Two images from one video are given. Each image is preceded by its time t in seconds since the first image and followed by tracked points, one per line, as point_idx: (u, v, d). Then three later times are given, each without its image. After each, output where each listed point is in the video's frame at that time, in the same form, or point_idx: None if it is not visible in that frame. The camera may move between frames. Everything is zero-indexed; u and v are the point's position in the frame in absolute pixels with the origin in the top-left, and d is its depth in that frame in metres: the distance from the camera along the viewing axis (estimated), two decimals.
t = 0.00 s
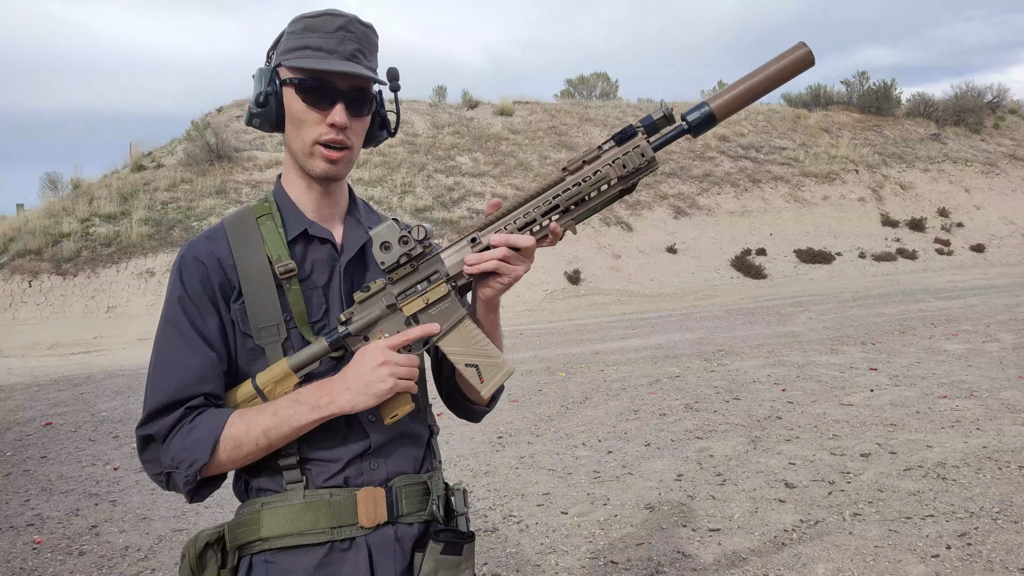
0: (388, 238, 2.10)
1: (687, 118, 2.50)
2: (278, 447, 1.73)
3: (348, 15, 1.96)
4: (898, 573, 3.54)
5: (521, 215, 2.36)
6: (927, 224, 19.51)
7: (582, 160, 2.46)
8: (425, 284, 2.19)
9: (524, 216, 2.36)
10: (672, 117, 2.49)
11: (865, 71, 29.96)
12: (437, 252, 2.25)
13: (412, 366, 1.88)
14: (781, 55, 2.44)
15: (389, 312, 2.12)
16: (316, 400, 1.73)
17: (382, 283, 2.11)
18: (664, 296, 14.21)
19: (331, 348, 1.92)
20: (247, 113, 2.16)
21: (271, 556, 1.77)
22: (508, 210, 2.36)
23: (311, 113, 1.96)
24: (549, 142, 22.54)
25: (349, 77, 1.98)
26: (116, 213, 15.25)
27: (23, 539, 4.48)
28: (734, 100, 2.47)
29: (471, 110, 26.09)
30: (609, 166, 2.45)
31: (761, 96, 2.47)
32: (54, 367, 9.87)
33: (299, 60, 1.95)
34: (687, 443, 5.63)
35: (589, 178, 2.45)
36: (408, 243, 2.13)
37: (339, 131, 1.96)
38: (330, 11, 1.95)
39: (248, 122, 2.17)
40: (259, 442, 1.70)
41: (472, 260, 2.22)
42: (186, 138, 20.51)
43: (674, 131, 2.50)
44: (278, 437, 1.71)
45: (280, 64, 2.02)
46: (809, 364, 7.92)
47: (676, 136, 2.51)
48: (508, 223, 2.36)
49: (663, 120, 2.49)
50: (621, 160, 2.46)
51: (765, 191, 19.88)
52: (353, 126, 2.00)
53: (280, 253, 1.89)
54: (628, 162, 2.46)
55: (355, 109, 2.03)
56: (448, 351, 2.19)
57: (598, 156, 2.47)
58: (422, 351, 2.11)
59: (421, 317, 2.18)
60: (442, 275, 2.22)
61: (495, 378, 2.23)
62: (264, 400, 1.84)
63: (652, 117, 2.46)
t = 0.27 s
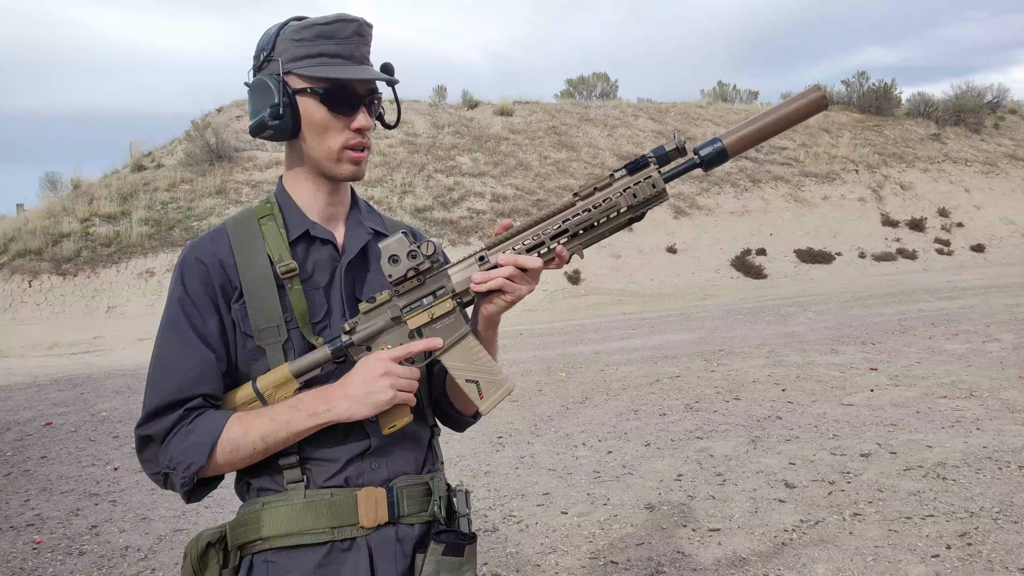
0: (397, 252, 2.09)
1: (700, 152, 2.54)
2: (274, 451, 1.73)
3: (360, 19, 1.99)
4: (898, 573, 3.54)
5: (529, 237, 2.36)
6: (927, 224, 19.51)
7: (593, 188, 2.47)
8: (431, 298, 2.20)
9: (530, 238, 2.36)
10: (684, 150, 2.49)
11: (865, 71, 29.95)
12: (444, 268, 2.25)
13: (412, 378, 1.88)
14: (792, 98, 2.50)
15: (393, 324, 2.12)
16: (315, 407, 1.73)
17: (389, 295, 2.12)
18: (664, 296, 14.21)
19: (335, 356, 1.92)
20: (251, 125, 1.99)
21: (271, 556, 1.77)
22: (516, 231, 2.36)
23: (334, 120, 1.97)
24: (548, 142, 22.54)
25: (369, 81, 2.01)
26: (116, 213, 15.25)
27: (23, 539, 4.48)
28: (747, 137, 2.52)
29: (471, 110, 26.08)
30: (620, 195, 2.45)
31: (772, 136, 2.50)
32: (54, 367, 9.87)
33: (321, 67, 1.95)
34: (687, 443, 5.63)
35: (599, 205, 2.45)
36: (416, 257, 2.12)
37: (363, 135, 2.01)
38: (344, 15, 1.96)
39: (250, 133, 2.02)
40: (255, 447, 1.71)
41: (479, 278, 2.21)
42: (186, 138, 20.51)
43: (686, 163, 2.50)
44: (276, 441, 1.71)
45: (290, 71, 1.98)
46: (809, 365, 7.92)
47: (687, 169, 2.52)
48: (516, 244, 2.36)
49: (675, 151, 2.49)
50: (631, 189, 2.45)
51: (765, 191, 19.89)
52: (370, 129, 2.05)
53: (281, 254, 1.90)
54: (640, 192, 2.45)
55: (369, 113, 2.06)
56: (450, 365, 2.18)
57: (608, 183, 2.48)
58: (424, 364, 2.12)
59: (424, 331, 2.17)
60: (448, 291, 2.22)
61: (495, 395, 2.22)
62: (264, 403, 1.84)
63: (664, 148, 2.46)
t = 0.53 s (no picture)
0: (400, 258, 2.08)
1: (701, 168, 2.53)
2: (274, 453, 1.73)
3: (366, 20, 2.00)
4: (898, 573, 3.54)
5: (533, 248, 2.35)
6: (928, 224, 19.51)
7: (597, 200, 2.46)
8: (434, 305, 2.17)
9: (534, 248, 2.35)
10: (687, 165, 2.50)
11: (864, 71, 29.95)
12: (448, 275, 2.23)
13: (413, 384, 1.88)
14: (794, 117, 2.52)
15: (396, 330, 2.10)
16: (314, 410, 1.73)
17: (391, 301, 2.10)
18: (664, 296, 14.21)
19: (336, 360, 1.91)
20: (254, 124, 1.98)
21: (273, 556, 1.77)
22: (520, 241, 2.35)
23: (338, 120, 1.97)
24: (548, 142, 22.53)
25: (374, 82, 2.02)
26: (116, 213, 15.25)
27: (23, 539, 4.48)
28: (747, 154, 2.53)
29: (471, 110, 26.08)
30: (622, 208, 2.45)
31: (773, 153, 2.53)
32: (54, 367, 9.87)
33: (326, 67, 1.96)
34: (687, 443, 5.63)
35: (602, 218, 2.45)
36: (420, 264, 2.11)
37: (366, 135, 2.00)
38: (349, 16, 1.97)
39: (253, 132, 2.01)
40: (256, 449, 1.71)
41: (483, 286, 2.21)
42: (186, 138, 20.51)
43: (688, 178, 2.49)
44: (275, 444, 1.71)
45: (294, 71, 1.98)
46: (809, 364, 7.92)
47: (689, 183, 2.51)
48: (519, 253, 2.34)
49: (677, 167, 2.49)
50: (634, 202, 2.45)
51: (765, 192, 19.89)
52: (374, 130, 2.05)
53: (282, 254, 1.90)
54: (642, 207, 2.45)
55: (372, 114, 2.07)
56: (450, 372, 2.16)
57: (611, 196, 2.47)
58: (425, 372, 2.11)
59: (427, 337, 2.16)
60: (451, 298, 2.20)
61: (492, 403, 2.20)
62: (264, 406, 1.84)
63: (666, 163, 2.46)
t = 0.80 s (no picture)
0: (408, 264, 2.08)
1: (703, 183, 2.52)
2: (246, 450, 1.69)
3: (371, 24, 2.02)
4: (898, 573, 3.54)
5: (540, 255, 2.36)
6: (928, 224, 19.51)
7: (602, 211, 2.47)
8: (439, 311, 2.17)
9: (540, 257, 2.36)
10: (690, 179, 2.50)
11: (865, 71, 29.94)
12: (453, 281, 2.22)
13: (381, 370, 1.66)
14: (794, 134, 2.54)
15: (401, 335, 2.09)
16: (270, 409, 1.62)
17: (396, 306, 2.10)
18: (664, 296, 14.20)
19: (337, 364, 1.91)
20: (260, 127, 1.98)
21: (276, 555, 1.77)
22: (527, 249, 2.35)
23: (344, 123, 1.97)
24: (548, 142, 22.54)
25: (380, 85, 2.01)
26: (116, 213, 15.25)
27: (23, 539, 4.48)
28: (750, 170, 2.51)
29: (471, 110, 26.07)
30: (626, 220, 2.45)
31: (774, 170, 2.53)
32: (55, 367, 9.87)
33: (332, 70, 1.97)
34: (687, 443, 5.63)
35: (606, 228, 2.46)
36: (426, 270, 2.10)
37: (372, 139, 2.00)
38: (353, 19, 1.99)
39: (258, 135, 2.00)
40: (225, 445, 1.67)
41: (489, 293, 2.21)
42: (186, 138, 20.51)
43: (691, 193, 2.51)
44: (240, 441, 1.67)
45: (300, 74, 1.99)
46: (809, 364, 7.92)
47: (692, 198, 2.52)
48: (525, 261, 2.35)
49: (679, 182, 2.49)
50: (638, 215, 2.45)
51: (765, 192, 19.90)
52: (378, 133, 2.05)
53: (283, 255, 1.90)
54: (645, 219, 2.45)
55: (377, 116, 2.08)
56: (453, 377, 2.15)
57: (616, 208, 2.48)
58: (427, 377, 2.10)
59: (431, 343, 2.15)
60: (456, 305, 2.20)
61: (494, 410, 2.18)
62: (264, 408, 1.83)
63: (669, 177, 2.46)
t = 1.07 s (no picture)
0: (415, 269, 2.09)
1: (710, 196, 2.54)
2: (249, 447, 1.69)
3: (376, 25, 2.03)
4: (898, 573, 3.54)
5: (548, 262, 2.36)
6: (928, 224, 19.51)
7: (609, 222, 2.49)
8: (445, 316, 2.17)
9: (548, 265, 2.35)
10: (696, 192, 2.52)
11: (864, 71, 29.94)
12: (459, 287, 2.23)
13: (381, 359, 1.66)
14: (800, 150, 2.55)
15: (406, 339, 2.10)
16: (270, 402, 1.63)
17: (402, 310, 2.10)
18: (664, 296, 14.20)
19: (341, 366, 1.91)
20: (261, 123, 1.97)
21: (279, 556, 1.77)
22: (534, 257, 2.35)
23: (346, 123, 1.98)
24: (548, 142, 22.54)
25: (382, 86, 2.02)
26: (116, 213, 15.25)
27: (23, 539, 4.48)
28: (757, 183, 2.53)
29: (471, 110, 26.07)
30: (633, 230, 2.48)
31: (778, 185, 2.55)
32: (54, 367, 9.87)
33: (336, 70, 1.98)
34: (687, 443, 5.63)
35: (613, 238, 2.47)
36: (433, 276, 2.11)
37: (373, 139, 2.00)
38: (359, 20, 1.99)
39: (259, 131, 2.00)
40: (227, 442, 1.67)
41: (496, 299, 2.22)
42: (186, 138, 20.51)
43: (697, 206, 2.52)
44: (243, 437, 1.66)
45: (304, 73, 1.99)
46: (809, 364, 7.92)
47: (698, 211, 2.54)
48: (533, 268, 2.35)
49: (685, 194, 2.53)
50: (645, 226, 2.49)
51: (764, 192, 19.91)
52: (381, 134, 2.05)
53: (284, 254, 1.90)
54: (652, 229, 2.49)
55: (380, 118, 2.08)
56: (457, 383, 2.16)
57: (623, 219, 2.50)
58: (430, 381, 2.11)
59: (436, 349, 2.15)
60: (461, 310, 2.20)
61: (498, 416, 2.22)
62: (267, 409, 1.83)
63: (676, 189, 2.50)
